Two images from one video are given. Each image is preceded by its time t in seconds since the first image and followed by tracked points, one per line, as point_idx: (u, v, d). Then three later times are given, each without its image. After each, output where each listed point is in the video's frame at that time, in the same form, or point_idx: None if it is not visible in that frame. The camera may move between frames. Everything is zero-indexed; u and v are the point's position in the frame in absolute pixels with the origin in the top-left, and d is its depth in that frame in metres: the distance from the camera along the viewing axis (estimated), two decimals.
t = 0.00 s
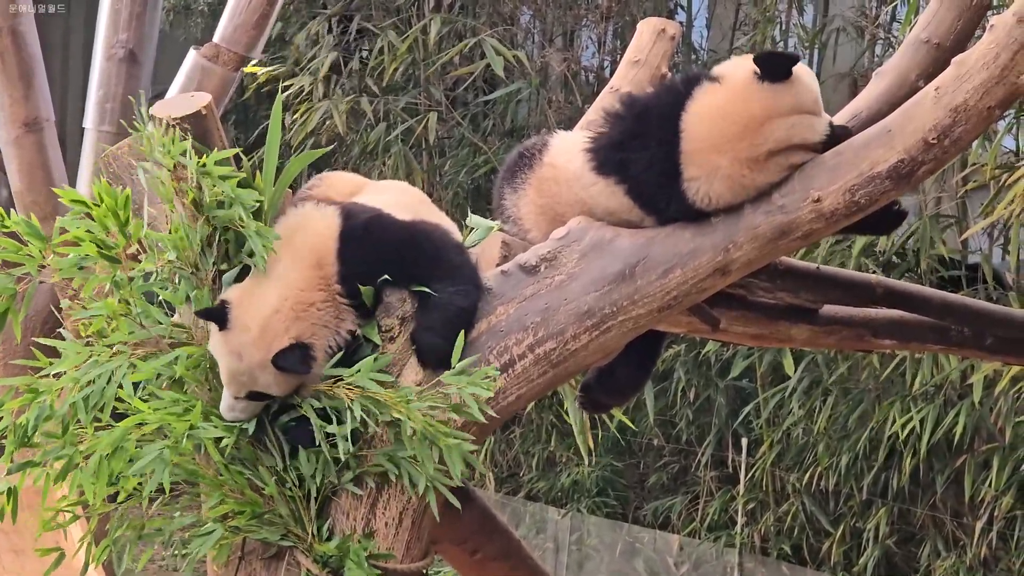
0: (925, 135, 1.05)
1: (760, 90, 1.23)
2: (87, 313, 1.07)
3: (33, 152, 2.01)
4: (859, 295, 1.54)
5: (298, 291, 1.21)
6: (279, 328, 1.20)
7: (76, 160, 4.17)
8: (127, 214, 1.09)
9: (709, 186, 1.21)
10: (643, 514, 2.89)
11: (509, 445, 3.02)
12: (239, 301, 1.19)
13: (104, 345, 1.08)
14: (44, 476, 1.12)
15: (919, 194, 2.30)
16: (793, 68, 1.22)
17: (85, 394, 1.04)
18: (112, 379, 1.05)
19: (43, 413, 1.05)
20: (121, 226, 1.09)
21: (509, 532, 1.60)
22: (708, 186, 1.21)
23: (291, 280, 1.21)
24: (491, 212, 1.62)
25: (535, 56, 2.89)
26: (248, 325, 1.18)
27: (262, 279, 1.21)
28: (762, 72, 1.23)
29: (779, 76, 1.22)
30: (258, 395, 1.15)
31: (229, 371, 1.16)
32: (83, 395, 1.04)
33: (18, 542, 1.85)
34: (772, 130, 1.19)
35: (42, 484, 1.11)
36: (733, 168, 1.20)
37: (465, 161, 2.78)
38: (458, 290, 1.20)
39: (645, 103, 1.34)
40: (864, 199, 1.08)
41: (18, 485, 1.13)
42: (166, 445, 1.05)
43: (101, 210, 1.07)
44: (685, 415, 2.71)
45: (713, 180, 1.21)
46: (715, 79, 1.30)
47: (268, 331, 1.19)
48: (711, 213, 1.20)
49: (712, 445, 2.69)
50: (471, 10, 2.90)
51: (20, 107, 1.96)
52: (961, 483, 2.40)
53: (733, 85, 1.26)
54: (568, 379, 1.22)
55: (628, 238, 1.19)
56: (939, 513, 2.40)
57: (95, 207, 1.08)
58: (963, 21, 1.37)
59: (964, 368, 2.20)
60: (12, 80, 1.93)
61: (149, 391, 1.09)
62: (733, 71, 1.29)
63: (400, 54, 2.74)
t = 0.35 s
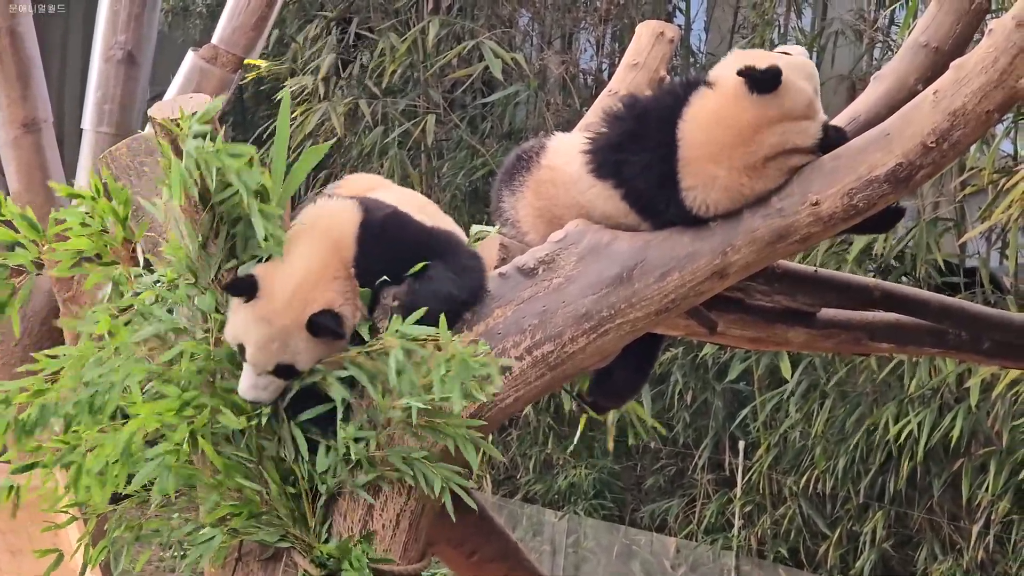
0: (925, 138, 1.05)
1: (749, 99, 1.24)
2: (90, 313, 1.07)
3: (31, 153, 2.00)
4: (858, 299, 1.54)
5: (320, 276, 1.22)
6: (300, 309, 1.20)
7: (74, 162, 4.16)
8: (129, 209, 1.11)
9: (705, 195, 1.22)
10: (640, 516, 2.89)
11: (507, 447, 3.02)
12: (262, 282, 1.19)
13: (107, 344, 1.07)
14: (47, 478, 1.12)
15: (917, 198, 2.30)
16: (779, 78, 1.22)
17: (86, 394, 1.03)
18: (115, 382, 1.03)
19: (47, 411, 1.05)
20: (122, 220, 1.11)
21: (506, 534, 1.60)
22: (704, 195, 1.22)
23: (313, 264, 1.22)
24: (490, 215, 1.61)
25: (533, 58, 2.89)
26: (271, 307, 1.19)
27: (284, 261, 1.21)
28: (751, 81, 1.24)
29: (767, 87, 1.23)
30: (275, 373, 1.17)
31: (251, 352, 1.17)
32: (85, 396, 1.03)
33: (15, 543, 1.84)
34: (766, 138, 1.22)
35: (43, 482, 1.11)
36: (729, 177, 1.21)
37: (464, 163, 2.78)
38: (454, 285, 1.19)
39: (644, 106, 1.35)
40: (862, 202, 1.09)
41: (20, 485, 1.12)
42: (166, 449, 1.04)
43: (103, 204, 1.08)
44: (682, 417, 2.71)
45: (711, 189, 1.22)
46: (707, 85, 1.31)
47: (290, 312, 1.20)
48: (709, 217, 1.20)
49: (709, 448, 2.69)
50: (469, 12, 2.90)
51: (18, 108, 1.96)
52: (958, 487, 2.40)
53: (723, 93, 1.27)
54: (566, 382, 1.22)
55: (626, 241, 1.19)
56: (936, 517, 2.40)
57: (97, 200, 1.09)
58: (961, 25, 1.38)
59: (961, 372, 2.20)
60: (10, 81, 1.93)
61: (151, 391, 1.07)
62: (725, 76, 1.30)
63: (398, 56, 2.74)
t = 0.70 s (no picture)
0: (922, 145, 1.05)
1: (747, 100, 1.26)
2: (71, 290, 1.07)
3: (29, 158, 2.00)
4: (855, 305, 1.54)
5: (326, 245, 1.29)
6: (305, 269, 1.28)
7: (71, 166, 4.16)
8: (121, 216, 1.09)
9: (704, 201, 1.22)
10: (636, 522, 2.88)
11: (503, 453, 3.01)
12: (265, 252, 1.27)
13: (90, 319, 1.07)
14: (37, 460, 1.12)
15: (915, 204, 2.30)
16: (774, 75, 1.26)
17: (61, 367, 1.05)
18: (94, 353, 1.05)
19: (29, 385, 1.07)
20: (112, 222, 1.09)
21: (503, 539, 1.59)
22: (703, 202, 1.22)
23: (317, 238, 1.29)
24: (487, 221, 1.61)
25: (531, 63, 2.89)
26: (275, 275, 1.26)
27: (292, 226, 1.29)
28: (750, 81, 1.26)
29: (766, 83, 1.26)
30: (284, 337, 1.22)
31: (259, 313, 1.24)
32: (58, 369, 1.05)
33: (12, 547, 1.86)
34: (766, 138, 1.23)
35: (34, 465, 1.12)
36: (729, 181, 1.21)
37: (461, 168, 2.78)
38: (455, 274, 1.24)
39: (641, 112, 1.35)
40: (860, 209, 1.08)
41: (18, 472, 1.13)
42: (138, 421, 1.05)
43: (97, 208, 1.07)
44: (679, 423, 2.70)
45: (710, 195, 1.22)
46: (704, 91, 1.32)
47: (300, 275, 1.28)
48: (708, 223, 1.19)
49: (706, 453, 2.68)
50: (467, 17, 2.90)
51: (16, 112, 1.96)
52: (955, 493, 2.40)
53: (721, 96, 1.28)
54: (564, 387, 1.23)
55: (624, 247, 1.18)
56: (933, 523, 2.40)
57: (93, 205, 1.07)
58: (961, 31, 1.37)
59: (959, 378, 2.20)
60: (8, 85, 1.93)
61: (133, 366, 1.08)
62: (721, 81, 1.32)
63: (396, 61, 2.74)
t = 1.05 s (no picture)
0: (921, 152, 1.05)
1: (749, 106, 1.27)
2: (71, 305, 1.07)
3: (27, 162, 1.99)
4: (853, 312, 1.54)
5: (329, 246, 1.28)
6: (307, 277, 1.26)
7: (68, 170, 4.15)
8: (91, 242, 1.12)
9: (702, 208, 1.22)
10: (634, 528, 2.87)
11: (501, 459, 3.00)
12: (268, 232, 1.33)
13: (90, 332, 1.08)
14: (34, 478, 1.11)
15: (914, 211, 2.30)
16: (776, 82, 1.26)
17: (59, 388, 1.03)
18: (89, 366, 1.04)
19: (28, 407, 1.05)
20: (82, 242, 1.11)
21: (500, 545, 1.59)
22: (702, 209, 1.22)
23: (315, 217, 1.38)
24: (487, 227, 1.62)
25: (529, 69, 2.89)
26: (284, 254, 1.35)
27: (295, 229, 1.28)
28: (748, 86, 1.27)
29: (765, 90, 1.26)
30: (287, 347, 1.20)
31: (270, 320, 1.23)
32: (57, 389, 1.03)
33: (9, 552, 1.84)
34: (763, 145, 1.23)
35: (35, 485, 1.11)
36: (726, 189, 1.21)
37: (459, 174, 2.78)
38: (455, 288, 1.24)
39: (641, 119, 1.35)
40: (859, 216, 1.09)
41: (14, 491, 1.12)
42: (137, 430, 1.05)
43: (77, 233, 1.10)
44: (677, 429, 2.70)
45: (708, 202, 1.22)
46: (704, 97, 1.33)
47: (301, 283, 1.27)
48: (706, 229, 1.19)
49: (704, 460, 2.68)
50: (466, 23, 2.90)
51: (15, 117, 1.96)
52: (952, 500, 2.40)
53: (721, 104, 1.28)
54: (562, 393, 1.23)
55: (622, 253, 1.18)
56: (930, 530, 2.40)
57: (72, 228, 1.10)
58: (960, 38, 1.37)
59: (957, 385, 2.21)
60: (7, 90, 1.94)
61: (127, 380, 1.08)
62: (723, 89, 1.32)
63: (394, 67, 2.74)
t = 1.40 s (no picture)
0: (921, 158, 1.05)
1: (750, 110, 1.27)
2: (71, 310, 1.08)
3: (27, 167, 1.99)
4: (853, 318, 1.54)
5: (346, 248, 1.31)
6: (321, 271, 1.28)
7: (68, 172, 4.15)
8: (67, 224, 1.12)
9: (702, 214, 1.22)
10: (633, 534, 2.86)
11: (501, 464, 3.00)
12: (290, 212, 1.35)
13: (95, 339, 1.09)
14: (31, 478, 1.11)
15: (914, 217, 2.30)
16: (777, 90, 1.27)
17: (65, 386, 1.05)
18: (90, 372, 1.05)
19: (32, 410, 1.06)
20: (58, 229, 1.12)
21: (499, 550, 1.58)
22: (701, 215, 1.22)
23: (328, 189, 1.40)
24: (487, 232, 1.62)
25: (529, 74, 2.89)
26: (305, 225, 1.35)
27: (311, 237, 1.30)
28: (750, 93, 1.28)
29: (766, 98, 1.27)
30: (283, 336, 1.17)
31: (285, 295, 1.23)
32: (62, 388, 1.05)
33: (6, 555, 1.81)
34: (762, 152, 1.23)
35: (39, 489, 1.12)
36: (726, 195, 1.21)
37: (459, 179, 2.78)
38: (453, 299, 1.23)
39: (640, 124, 1.35)
40: (859, 222, 1.09)
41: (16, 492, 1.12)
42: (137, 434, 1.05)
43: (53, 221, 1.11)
44: (676, 435, 2.70)
45: (707, 208, 1.22)
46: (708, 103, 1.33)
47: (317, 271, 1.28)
48: (706, 235, 1.19)
49: (704, 466, 2.67)
50: (466, 28, 2.90)
51: (14, 121, 1.96)
52: (952, 506, 2.39)
53: (723, 109, 1.29)
54: (562, 399, 1.23)
55: (622, 259, 1.18)
56: (930, 536, 2.40)
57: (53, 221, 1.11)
58: (960, 44, 1.37)
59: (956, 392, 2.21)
60: (7, 95, 1.94)
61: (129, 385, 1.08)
62: (728, 96, 1.32)
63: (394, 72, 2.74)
